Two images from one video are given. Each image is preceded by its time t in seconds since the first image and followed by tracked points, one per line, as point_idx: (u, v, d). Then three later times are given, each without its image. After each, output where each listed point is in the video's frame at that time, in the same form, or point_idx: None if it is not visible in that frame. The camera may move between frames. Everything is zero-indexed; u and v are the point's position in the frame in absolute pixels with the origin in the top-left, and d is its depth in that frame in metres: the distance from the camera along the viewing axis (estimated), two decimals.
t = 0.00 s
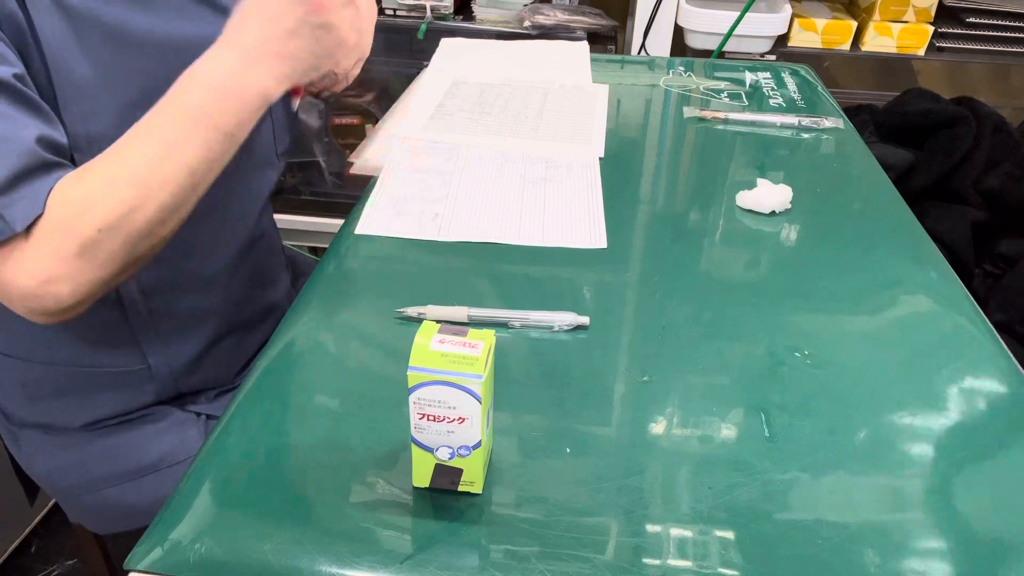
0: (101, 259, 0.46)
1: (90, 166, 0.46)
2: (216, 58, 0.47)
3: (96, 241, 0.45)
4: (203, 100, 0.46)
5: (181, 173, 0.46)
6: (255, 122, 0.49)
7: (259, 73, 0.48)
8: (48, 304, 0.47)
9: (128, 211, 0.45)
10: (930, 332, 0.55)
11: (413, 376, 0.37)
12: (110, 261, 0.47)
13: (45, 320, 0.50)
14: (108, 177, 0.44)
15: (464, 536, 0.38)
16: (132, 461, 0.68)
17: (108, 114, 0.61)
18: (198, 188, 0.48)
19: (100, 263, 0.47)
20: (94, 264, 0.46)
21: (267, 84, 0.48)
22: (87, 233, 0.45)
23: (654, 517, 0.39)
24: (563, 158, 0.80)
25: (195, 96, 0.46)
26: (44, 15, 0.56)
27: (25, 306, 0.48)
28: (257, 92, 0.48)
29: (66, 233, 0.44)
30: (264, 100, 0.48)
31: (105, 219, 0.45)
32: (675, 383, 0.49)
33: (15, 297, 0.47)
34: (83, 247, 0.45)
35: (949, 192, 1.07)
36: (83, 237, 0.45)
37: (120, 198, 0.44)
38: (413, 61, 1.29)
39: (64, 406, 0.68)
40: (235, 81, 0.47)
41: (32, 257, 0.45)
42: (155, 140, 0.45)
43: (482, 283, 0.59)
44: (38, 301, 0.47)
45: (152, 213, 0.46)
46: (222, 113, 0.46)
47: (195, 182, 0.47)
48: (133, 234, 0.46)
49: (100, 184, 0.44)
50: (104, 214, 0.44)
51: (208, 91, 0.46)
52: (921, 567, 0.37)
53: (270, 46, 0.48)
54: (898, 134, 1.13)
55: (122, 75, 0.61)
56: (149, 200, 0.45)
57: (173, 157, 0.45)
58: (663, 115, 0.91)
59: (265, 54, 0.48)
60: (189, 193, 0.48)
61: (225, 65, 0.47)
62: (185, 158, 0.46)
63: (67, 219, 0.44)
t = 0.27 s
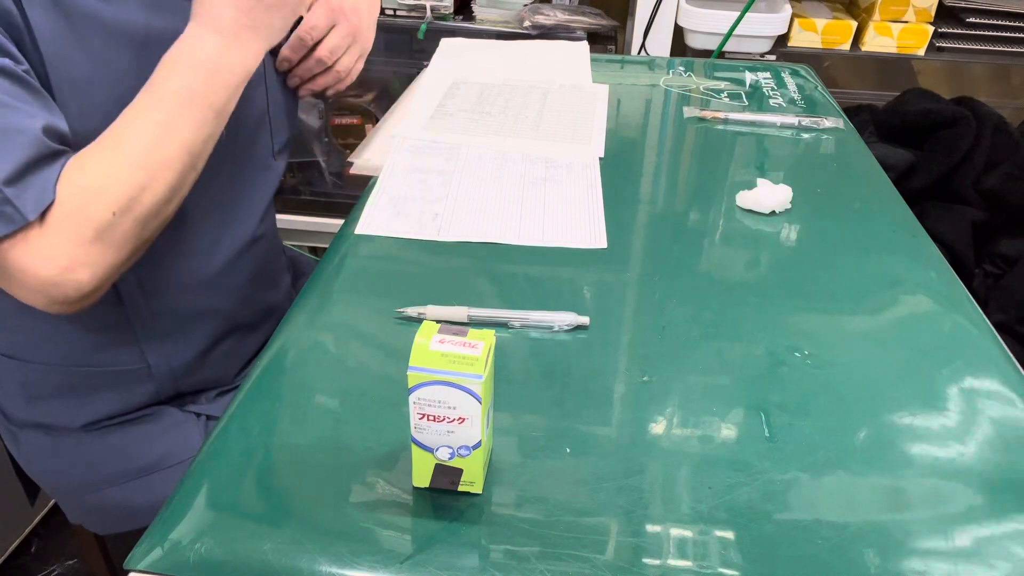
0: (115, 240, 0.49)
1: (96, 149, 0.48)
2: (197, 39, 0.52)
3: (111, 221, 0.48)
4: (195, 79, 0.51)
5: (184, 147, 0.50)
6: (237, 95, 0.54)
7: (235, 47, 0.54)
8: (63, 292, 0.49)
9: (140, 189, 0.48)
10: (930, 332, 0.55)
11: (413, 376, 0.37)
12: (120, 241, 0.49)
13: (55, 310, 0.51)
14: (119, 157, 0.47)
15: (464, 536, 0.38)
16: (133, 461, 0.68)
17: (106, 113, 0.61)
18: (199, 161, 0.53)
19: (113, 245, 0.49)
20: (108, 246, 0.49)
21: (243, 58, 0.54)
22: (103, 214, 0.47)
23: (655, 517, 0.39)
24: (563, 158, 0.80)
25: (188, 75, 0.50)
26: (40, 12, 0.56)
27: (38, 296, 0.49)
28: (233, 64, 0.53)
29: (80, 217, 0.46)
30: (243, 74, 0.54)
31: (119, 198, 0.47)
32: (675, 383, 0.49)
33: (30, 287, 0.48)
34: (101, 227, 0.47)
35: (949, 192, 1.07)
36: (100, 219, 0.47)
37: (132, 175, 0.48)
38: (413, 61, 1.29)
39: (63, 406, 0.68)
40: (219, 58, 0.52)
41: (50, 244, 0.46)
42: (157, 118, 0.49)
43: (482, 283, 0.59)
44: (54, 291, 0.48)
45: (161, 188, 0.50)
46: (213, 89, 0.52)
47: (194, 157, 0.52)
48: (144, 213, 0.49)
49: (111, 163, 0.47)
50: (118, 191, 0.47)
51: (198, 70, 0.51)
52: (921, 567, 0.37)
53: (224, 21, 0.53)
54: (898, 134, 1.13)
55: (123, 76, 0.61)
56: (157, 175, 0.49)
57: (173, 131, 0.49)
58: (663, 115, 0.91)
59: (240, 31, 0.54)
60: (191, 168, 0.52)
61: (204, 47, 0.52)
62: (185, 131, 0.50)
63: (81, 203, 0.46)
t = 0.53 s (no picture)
0: (112, 252, 0.49)
1: (101, 162, 0.49)
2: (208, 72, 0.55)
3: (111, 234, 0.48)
4: (205, 103, 0.53)
5: (189, 167, 0.52)
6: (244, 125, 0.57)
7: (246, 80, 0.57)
8: (50, 302, 0.48)
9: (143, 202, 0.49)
10: (929, 332, 0.55)
11: (413, 376, 0.37)
12: (118, 254, 0.50)
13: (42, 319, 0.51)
14: (123, 170, 0.49)
15: (464, 536, 0.38)
16: (133, 461, 0.68)
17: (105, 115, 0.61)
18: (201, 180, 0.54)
19: (109, 257, 0.49)
20: (104, 258, 0.49)
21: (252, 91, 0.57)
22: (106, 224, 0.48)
23: (655, 517, 0.39)
24: (564, 158, 0.80)
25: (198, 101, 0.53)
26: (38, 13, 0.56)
27: (29, 305, 0.48)
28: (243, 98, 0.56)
29: (81, 225, 0.47)
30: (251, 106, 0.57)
31: (121, 210, 0.48)
32: (675, 383, 0.49)
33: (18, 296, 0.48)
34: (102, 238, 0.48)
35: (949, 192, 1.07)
36: (101, 230, 0.48)
37: (135, 189, 0.49)
38: (413, 61, 1.29)
39: (64, 406, 0.68)
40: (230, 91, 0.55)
41: (46, 252, 0.46)
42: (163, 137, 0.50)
43: (481, 283, 0.59)
44: (44, 300, 0.48)
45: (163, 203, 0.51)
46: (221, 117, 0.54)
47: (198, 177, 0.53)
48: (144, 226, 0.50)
49: (116, 176, 0.48)
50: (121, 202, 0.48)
51: (207, 98, 0.53)
52: (921, 567, 0.37)
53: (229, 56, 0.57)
54: (898, 134, 1.13)
55: (121, 77, 0.61)
56: (160, 190, 0.50)
57: (178, 150, 0.51)
58: (663, 115, 0.91)
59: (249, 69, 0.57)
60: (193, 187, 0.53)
61: (214, 79, 0.55)
62: (189, 153, 0.51)
63: (83, 214, 0.47)
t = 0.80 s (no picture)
0: (63, 282, 0.50)
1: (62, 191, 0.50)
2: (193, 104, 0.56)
3: (62, 265, 0.49)
4: (181, 138, 0.54)
5: (150, 203, 0.52)
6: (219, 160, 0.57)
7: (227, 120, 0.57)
8: None
9: (97, 236, 0.50)
10: (930, 332, 0.55)
11: (413, 376, 0.37)
12: (68, 285, 0.50)
13: None
14: (85, 202, 0.49)
15: (464, 536, 0.38)
16: (134, 460, 0.68)
17: (98, 116, 0.61)
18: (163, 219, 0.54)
19: (63, 285, 0.50)
20: (53, 288, 0.49)
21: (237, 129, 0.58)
22: (56, 255, 0.48)
23: (655, 517, 0.39)
24: (564, 158, 0.80)
25: (176, 137, 0.54)
26: (30, 16, 0.56)
27: None
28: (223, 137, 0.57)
29: (32, 255, 0.47)
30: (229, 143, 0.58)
31: (74, 244, 0.49)
32: (675, 383, 0.49)
33: None
34: (52, 269, 0.48)
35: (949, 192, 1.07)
36: (52, 260, 0.48)
37: (93, 222, 0.49)
38: (413, 61, 1.29)
39: (64, 407, 0.68)
40: (211, 126, 0.56)
41: None
42: (133, 169, 0.51)
43: (482, 283, 0.59)
44: None
45: (121, 238, 0.51)
46: (193, 153, 0.54)
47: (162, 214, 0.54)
48: (98, 260, 0.51)
49: (75, 207, 0.49)
50: (76, 237, 0.49)
51: (185, 131, 0.54)
52: (921, 567, 0.37)
53: (224, 92, 0.58)
54: (898, 134, 1.13)
55: (116, 79, 0.61)
56: (119, 221, 0.50)
57: (144, 187, 0.51)
58: (663, 115, 0.91)
59: (241, 110, 0.59)
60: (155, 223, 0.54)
61: (197, 113, 0.56)
62: (155, 188, 0.52)
63: (40, 240, 0.47)
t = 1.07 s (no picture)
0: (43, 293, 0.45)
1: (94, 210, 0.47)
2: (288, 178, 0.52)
3: (42, 271, 0.44)
4: (251, 198, 0.49)
5: (178, 246, 0.47)
6: (278, 234, 0.50)
7: (311, 197, 0.51)
8: None
9: (99, 257, 0.45)
10: (930, 332, 0.55)
11: (413, 376, 0.37)
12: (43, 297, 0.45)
13: None
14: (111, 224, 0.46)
15: (464, 536, 0.38)
16: (133, 460, 0.68)
17: (98, 111, 0.61)
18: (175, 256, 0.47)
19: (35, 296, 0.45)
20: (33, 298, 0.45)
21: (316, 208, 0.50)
22: (49, 260, 0.44)
23: (655, 517, 0.39)
24: (564, 158, 0.80)
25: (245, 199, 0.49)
26: (29, 11, 0.56)
27: None
28: (290, 209, 0.50)
29: (24, 258, 0.44)
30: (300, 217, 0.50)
31: (78, 256, 0.45)
32: (675, 383, 0.49)
33: None
34: (27, 271, 0.44)
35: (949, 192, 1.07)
36: (37, 265, 0.44)
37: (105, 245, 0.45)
38: (413, 61, 1.29)
39: (64, 407, 0.68)
40: (271, 196, 0.50)
41: None
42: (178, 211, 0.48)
43: (482, 283, 0.59)
44: None
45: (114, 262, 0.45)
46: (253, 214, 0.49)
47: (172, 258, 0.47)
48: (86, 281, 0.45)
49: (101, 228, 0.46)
50: (82, 252, 0.45)
51: (250, 198, 0.49)
52: (921, 567, 0.37)
53: (354, 194, 0.52)
54: (898, 134, 1.13)
55: (114, 76, 0.61)
56: (157, 253, 0.46)
57: (181, 228, 0.47)
58: (663, 115, 0.91)
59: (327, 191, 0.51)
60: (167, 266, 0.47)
61: (278, 189, 0.50)
62: (199, 234, 0.47)
63: (76, 251, 0.45)
